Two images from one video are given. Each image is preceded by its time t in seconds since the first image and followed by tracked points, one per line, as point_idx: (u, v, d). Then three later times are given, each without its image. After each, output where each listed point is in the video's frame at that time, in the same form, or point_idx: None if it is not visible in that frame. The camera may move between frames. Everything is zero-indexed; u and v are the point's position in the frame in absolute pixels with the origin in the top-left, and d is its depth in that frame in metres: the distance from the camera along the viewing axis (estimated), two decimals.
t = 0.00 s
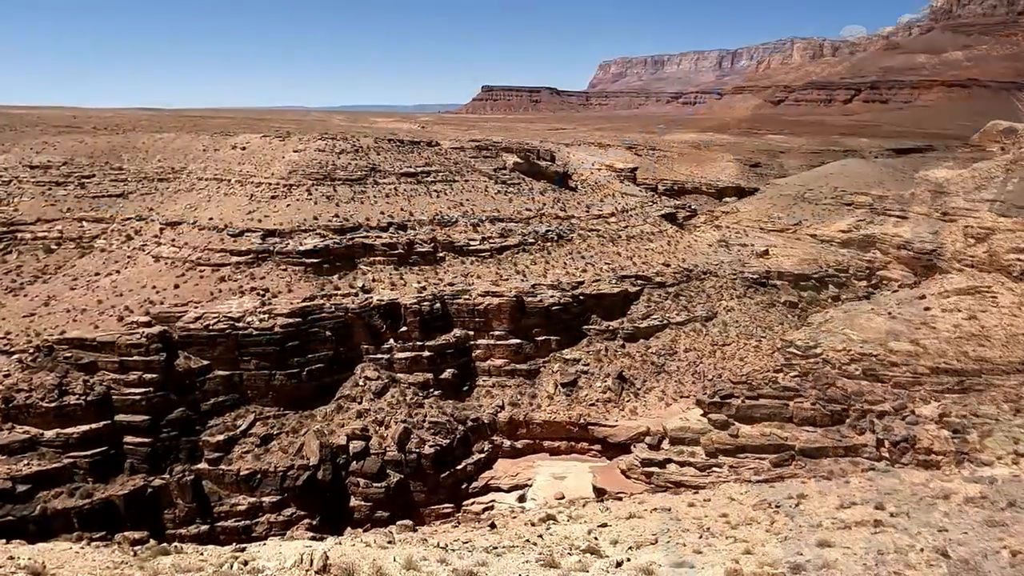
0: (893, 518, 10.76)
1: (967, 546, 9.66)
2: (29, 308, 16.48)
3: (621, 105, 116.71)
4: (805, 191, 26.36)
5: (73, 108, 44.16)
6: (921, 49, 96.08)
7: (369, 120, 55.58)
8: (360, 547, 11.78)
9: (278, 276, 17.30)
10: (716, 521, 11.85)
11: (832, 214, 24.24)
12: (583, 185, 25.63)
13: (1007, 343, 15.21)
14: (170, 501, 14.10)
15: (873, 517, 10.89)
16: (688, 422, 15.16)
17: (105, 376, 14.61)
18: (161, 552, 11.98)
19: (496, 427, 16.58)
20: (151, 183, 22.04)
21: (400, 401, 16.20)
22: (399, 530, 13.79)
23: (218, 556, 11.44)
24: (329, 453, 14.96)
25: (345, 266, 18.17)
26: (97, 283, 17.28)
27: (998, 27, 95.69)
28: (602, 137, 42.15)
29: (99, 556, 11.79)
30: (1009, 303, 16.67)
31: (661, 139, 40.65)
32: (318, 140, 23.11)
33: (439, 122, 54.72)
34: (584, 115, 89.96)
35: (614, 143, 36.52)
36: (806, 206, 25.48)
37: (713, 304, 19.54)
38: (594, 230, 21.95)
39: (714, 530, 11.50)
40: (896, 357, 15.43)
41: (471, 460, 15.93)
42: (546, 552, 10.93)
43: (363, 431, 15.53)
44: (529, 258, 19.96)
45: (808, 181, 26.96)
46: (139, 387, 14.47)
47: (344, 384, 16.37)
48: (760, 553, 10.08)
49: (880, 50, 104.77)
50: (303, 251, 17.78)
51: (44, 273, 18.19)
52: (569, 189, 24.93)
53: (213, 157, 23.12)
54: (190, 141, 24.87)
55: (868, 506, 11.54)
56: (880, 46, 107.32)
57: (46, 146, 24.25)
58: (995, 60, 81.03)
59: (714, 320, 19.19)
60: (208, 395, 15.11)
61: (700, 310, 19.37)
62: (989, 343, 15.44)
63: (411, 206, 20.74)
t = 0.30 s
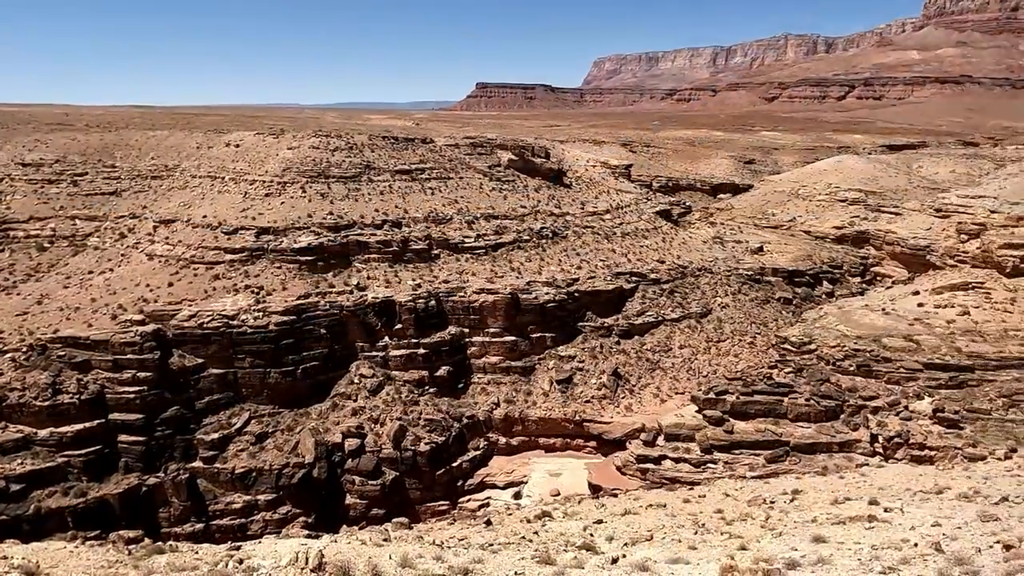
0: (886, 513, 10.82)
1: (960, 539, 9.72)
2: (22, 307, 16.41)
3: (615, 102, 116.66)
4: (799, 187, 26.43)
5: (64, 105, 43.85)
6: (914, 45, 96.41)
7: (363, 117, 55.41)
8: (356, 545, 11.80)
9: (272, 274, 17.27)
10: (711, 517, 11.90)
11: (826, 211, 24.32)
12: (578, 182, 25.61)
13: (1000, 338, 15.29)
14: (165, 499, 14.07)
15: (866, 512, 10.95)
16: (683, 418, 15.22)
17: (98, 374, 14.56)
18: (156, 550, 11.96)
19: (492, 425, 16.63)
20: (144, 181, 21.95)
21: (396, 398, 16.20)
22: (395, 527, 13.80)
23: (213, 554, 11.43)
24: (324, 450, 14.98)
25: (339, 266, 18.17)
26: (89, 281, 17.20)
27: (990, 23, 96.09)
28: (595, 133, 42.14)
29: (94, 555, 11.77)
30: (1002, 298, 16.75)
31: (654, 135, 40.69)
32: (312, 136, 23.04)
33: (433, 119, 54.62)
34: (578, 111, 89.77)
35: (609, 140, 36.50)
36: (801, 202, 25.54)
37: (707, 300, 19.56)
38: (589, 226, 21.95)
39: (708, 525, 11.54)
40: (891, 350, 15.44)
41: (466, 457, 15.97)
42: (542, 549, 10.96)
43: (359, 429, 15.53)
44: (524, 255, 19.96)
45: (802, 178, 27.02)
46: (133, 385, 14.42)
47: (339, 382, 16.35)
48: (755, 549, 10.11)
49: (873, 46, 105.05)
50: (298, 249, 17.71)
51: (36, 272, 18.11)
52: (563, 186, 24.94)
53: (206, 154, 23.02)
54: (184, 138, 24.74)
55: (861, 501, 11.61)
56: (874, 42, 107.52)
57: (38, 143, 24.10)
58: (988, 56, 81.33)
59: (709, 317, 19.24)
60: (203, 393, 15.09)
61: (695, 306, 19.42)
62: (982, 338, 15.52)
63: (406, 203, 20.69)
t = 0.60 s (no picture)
0: (880, 508, 10.88)
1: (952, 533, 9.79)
2: (14, 304, 16.34)
3: (609, 98, 116.63)
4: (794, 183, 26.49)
5: (55, 101, 43.69)
6: (907, 42, 96.69)
7: (356, 113, 55.24)
8: (351, 541, 11.81)
9: (266, 271, 17.22)
10: (705, 512, 11.93)
11: (820, 207, 24.39)
12: (573, 178, 25.60)
13: (992, 332, 15.36)
14: (159, 497, 14.02)
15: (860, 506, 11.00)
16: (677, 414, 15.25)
17: (91, 371, 14.51)
18: (150, 548, 11.93)
19: (487, 421, 16.64)
20: (137, 177, 21.86)
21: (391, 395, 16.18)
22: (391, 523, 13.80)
23: (208, 551, 11.41)
24: (319, 447, 14.94)
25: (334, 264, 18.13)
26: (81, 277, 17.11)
27: (982, 19, 96.43)
28: (589, 129, 42.15)
29: (88, 553, 11.73)
30: (993, 292, 16.84)
31: (648, 131, 40.71)
32: (306, 132, 22.96)
33: (426, 115, 54.50)
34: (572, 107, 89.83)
35: (604, 136, 36.51)
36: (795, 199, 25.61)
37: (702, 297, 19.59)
38: (583, 222, 21.95)
39: (703, 520, 11.58)
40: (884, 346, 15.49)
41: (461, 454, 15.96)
42: (537, 544, 10.97)
43: (353, 426, 15.52)
44: (519, 252, 19.94)
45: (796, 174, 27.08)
46: (126, 382, 14.36)
47: (334, 378, 16.33)
48: (749, 544, 10.14)
49: (866, 42, 105.28)
50: (291, 245, 17.66)
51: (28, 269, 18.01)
52: (558, 182, 24.93)
53: (199, 150, 22.93)
54: (177, 134, 24.63)
55: (855, 496, 11.67)
56: (867, 38, 107.77)
57: (29, 139, 23.97)
58: (980, 51, 81.61)
59: (703, 312, 19.30)
60: (196, 390, 15.04)
61: (689, 302, 19.45)
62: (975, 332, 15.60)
63: (399, 199, 20.64)
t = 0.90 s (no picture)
0: (869, 502, 10.95)
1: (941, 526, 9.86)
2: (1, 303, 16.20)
3: (600, 94, 116.67)
4: (783, 179, 26.60)
5: (40, 98, 43.26)
6: (895, 38, 97.20)
7: (346, 109, 54.98)
8: (343, 539, 11.78)
9: (256, 269, 17.15)
10: (696, 508, 11.98)
11: (810, 203, 24.50)
12: (563, 174, 25.59)
13: (980, 327, 15.48)
14: (149, 496, 13.94)
15: (849, 500, 11.09)
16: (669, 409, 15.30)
17: (80, 370, 14.41)
18: (140, 547, 11.86)
19: (478, 418, 16.65)
20: (125, 175, 21.69)
21: (382, 393, 16.17)
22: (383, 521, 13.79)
23: (198, 551, 11.35)
24: (310, 445, 14.90)
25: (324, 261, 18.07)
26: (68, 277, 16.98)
27: (970, 15, 97.08)
28: (579, 126, 42.18)
29: (77, 552, 11.64)
30: (981, 287, 16.97)
31: (639, 128, 40.77)
32: (295, 129, 22.85)
33: (417, 112, 54.36)
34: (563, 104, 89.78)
35: (594, 132, 36.51)
36: (784, 195, 25.70)
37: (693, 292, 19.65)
38: (574, 219, 21.95)
39: (694, 516, 11.61)
40: (873, 341, 15.60)
41: (453, 451, 15.94)
42: (529, 541, 10.98)
43: (344, 423, 15.48)
44: (510, 248, 19.92)
45: (786, 170, 27.19)
46: (115, 381, 14.26)
47: (325, 376, 16.27)
48: (740, 538, 10.18)
49: (855, 38, 105.76)
50: (281, 243, 17.59)
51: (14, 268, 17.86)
52: (548, 178, 24.93)
53: (188, 148, 22.77)
54: (165, 131, 24.45)
55: (845, 490, 11.74)
56: (855, 34, 108.21)
57: (15, 137, 23.74)
58: (968, 47, 82.15)
59: (694, 308, 19.36)
60: (186, 389, 14.95)
61: (680, 298, 19.51)
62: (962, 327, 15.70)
63: (390, 196, 20.59)
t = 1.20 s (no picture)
0: (856, 496, 11.03)
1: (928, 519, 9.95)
2: None
3: (588, 92, 116.74)
4: (770, 176, 26.73)
5: (23, 96, 42.75)
6: (880, 35, 97.86)
7: (334, 107, 54.76)
8: (333, 538, 11.74)
9: (243, 267, 17.04)
10: (686, 503, 12.03)
11: (797, 200, 24.64)
12: (552, 172, 25.59)
13: (965, 322, 15.62)
14: (137, 496, 13.84)
15: (837, 495, 11.16)
16: (658, 405, 15.35)
17: (65, 370, 14.28)
18: (128, 548, 11.77)
19: (468, 415, 16.65)
20: (110, 173, 21.50)
21: (371, 391, 16.13)
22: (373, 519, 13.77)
23: (187, 551, 11.28)
24: (299, 444, 14.88)
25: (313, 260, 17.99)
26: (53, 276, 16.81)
27: (954, 13, 97.87)
28: (567, 123, 42.21)
29: (64, 554, 11.54)
30: (966, 282, 17.12)
31: (627, 125, 40.86)
32: (282, 127, 22.72)
33: (405, 109, 54.22)
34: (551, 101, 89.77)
35: (582, 129, 36.54)
36: (772, 191, 25.82)
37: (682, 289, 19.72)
38: (563, 216, 21.96)
39: (683, 511, 11.65)
40: (860, 336, 15.70)
41: (443, 449, 15.94)
42: (519, 538, 10.99)
43: (334, 422, 15.42)
44: (499, 245, 19.90)
45: (773, 167, 27.32)
46: (101, 381, 14.13)
47: (314, 375, 16.22)
48: (729, 533, 10.23)
49: (841, 35, 106.39)
50: (269, 241, 17.49)
51: None
52: (537, 175, 24.93)
53: (174, 145, 22.60)
54: (150, 129, 24.26)
55: (832, 484, 11.82)
56: (841, 31, 108.81)
57: None
58: (952, 44, 82.79)
59: (682, 305, 19.44)
60: (174, 388, 14.85)
61: (668, 294, 19.57)
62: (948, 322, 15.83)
63: (378, 194, 20.52)
